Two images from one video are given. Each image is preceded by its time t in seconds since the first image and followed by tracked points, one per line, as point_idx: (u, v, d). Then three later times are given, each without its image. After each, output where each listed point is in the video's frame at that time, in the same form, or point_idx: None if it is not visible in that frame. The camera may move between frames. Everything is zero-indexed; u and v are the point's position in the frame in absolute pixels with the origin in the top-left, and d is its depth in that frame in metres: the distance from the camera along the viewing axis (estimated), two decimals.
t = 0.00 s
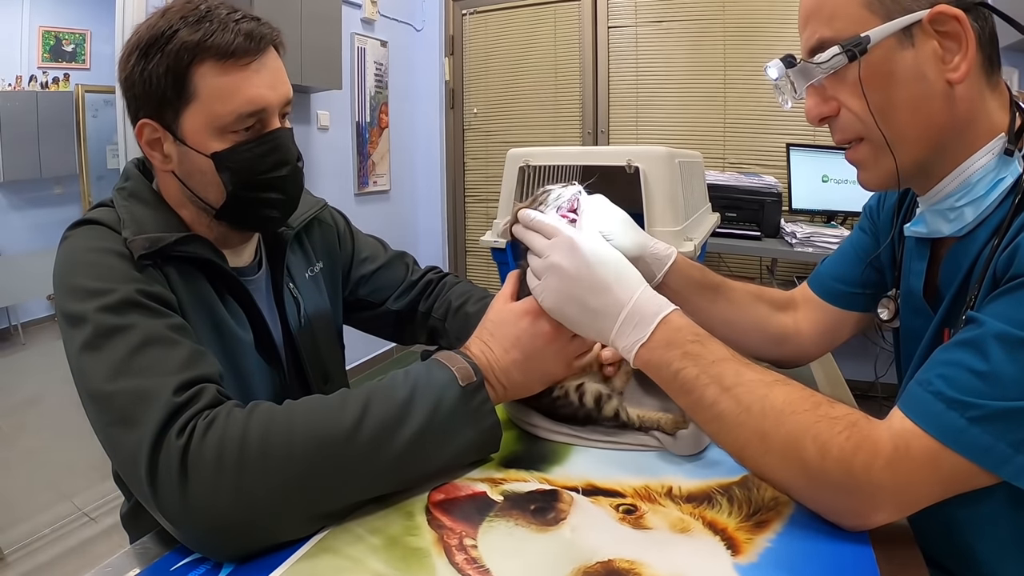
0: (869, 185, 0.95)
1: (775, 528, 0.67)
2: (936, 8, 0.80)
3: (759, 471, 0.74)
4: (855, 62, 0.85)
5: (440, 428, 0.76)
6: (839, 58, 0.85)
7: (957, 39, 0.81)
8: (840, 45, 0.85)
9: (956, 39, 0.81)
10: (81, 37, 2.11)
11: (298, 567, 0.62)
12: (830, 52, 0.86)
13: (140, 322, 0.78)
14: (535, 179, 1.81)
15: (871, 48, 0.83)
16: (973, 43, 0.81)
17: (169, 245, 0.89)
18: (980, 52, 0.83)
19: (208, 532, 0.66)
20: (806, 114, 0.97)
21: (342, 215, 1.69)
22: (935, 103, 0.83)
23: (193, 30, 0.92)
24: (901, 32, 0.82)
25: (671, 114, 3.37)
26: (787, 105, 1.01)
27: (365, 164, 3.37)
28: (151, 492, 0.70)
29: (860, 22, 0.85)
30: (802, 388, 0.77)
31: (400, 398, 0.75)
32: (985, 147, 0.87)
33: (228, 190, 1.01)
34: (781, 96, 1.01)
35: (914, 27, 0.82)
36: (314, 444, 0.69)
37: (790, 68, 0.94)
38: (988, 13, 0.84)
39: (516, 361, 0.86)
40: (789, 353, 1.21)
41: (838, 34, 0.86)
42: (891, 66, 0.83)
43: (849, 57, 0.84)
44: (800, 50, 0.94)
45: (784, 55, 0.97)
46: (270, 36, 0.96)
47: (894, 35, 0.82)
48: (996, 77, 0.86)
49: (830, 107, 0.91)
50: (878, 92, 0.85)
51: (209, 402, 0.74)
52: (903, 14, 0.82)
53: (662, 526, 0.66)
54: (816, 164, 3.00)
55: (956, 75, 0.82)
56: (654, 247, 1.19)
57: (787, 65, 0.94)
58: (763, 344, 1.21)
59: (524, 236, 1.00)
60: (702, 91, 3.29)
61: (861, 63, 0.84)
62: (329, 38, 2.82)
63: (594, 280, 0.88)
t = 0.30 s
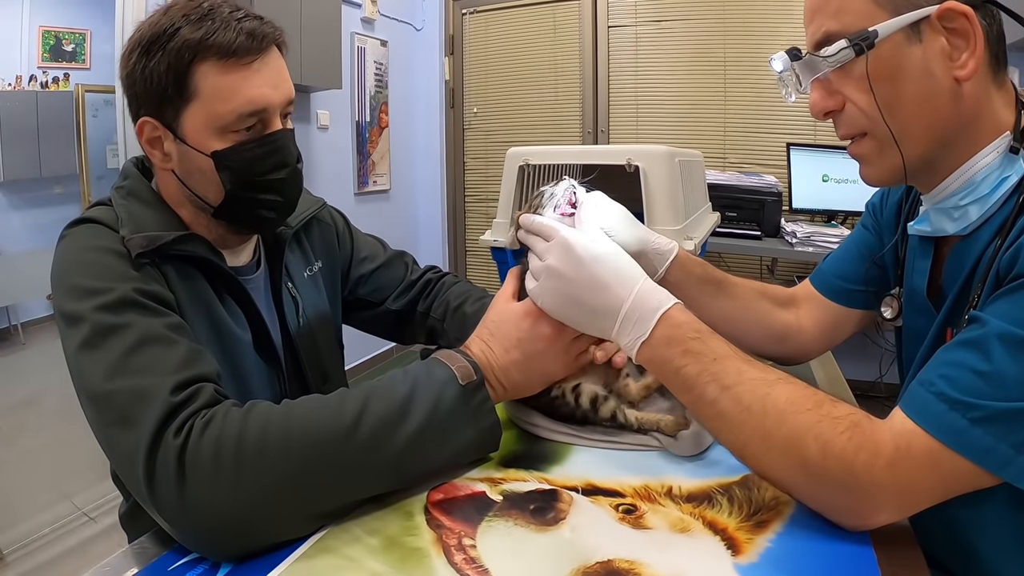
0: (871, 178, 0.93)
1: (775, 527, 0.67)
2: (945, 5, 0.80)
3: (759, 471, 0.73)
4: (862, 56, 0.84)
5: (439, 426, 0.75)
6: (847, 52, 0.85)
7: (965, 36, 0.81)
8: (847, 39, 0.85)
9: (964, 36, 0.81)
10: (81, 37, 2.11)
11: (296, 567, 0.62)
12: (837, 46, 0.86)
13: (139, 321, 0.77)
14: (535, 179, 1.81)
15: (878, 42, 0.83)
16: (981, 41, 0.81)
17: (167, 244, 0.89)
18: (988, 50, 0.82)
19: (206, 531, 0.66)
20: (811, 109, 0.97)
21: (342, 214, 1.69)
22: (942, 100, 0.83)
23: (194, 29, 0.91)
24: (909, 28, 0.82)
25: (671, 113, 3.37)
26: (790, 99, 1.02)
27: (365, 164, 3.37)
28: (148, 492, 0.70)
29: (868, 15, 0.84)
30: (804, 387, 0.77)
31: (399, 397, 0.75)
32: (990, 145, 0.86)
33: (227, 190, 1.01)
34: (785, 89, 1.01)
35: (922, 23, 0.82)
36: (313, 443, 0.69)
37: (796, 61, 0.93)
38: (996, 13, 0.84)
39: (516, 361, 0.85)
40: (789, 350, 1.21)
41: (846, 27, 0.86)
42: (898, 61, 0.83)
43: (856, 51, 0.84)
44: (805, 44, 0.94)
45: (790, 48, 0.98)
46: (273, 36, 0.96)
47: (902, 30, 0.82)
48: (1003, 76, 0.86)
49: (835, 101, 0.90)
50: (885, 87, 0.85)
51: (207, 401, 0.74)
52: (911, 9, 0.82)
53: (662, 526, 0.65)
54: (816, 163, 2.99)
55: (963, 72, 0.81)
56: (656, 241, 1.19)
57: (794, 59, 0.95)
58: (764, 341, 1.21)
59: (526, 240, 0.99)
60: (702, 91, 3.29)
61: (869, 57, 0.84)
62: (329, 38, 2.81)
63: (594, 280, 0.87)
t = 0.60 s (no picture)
0: (869, 176, 0.93)
1: (774, 528, 0.67)
2: (946, 4, 0.80)
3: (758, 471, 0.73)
4: (862, 55, 0.84)
5: (438, 426, 0.75)
6: (846, 49, 0.85)
7: (965, 36, 0.81)
8: (847, 37, 0.85)
9: (964, 36, 0.81)
10: (80, 37, 2.10)
11: (294, 568, 0.62)
12: (836, 44, 0.86)
13: (137, 322, 0.77)
14: (534, 179, 1.81)
15: (878, 40, 0.83)
16: (982, 41, 0.81)
17: (165, 245, 0.89)
18: (988, 51, 0.82)
19: (204, 532, 0.66)
20: (810, 106, 0.97)
21: (341, 214, 1.69)
22: (941, 99, 0.83)
23: (191, 29, 0.91)
24: (909, 27, 0.82)
25: (670, 113, 3.37)
26: (791, 95, 1.02)
27: (364, 164, 3.37)
28: (146, 492, 0.70)
29: (868, 13, 0.84)
30: (804, 388, 0.76)
31: (397, 397, 0.75)
32: (989, 145, 0.86)
33: (223, 191, 1.01)
34: (786, 86, 1.02)
35: (922, 22, 0.81)
36: (311, 443, 0.69)
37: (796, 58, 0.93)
38: (998, 12, 0.84)
39: (515, 362, 0.86)
40: (787, 351, 1.21)
41: (845, 25, 0.86)
42: (898, 60, 0.83)
43: (856, 49, 0.84)
44: (806, 41, 0.94)
45: (789, 45, 0.97)
46: (270, 36, 0.96)
47: (902, 29, 0.82)
48: (1003, 76, 0.86)
49: (834, 99, 0.90)
50: (885, 85, 0.85)
51: (205, 401, 0.74)
52: (911, 8, 0.81)
53: (661, 527, 0.65)
54: (816, 163, 2.99)
55: (963, 72, 0.81)
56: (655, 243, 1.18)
57: (794, 56, 0.94)
58: (763, 342, 1.21)
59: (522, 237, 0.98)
60: (702, 91, 3.29)
61: (869, 55, 0.84)
62: (328, 38, 2.81)
63: (590, 280, 0.86)
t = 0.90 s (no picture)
0: (863, 175, 0.94)
1: (773, 527, 0.67)
2: (935, 3, 0.80)
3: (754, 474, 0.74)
4: (854, 54, 0.85)
5: (436, 426, 0.76)
6: (839, 49, 0.85)
7: (956, 34, 0.81)
8: (839, 37, 0.85)
9: (955, 34, 0.81)
10: (79, 37, 2.10)
11: (294, 567, 0.62)
12: (829, 43, 0.86)
13: (137, 322, 0.77)
14: (534, 180, 1.81)
15: (870, 40, 0.83)
16: (972, 39, 0.81)
17: (165, 246, 0.89)
18: (979, 49, 0.82)
19: (205, 531, 0.66)
20: (803, 107, 0.97)
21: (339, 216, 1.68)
22: (933, 98, 0.83)
23: (194, 31, 0.91)
24: (900, 26, 0.82)
25: (669, 113, 3.37)
26: (784, 98, 1.01)
27: (364, 164, 3.37)
28: (147, 492, 0.70)
29: (859, 14, 0.84)
30: (798, 393, 0.77)
31: (396, 396, 0.75)
32: (983, 143, 0.86)
33: (223, 194, 1.01)
34: (778, 87, 1.01)
35: (913, 21, 0.82)
36: (311, 442, 0.69)
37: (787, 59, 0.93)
38: (987, 10, 0.84)
39: (511, 358, 0.86)
40: (784, 357, 1.19)
41: (837, 26, 0.86)
42: (889, 59, 0.83)
43: (847, 49, 0.84)
44: (799, 42, 0.94)
45: (782, 47, 0.97)
46: (272, 40, 0.96)
47: (893, 28, 0.82)
48: (995, 75, 0.86)
49: (828, 99, 0.91)
50: (876, 85, 0.85)
51: (205, 402, 0.74)
52: (902, 8, 0.82)
53: (660, 526, 0.65)
54: (814, 163, 3.00)
55: (954, 70, 0.81)
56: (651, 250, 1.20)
57: (786, 57, 0.94)
58: (758, 348, 1.19)
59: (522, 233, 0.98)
60: (701, 91, 3.29)
61: (861, 54, 0.84)
62: (327, 38, 2.81)
63: (581, 286, 0.86)
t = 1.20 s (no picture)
0: (864, 173, 0.93)
1: (773, 528, 0.67)
2: (931, 1, 0.80)
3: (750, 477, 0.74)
4: (853, 53, 0.84)
5: (435, 428, 0.76)
6: (837, 49, 0.85)
7: (953, 31, 0.81)
8: (838, 37, 0.85)
9: (951, 32, 0.81)
10: (78, 38, 2.10)
11: (294, 569, 0.62)
12: (827, 44, 0.86)
13: (135, 325, 0.77)
14: (533, 181, 1.81)
15: (868, 39, 0.83)
16: (968, 36, 0.81)
17: (163, 248, 0.89)
18: (975, 46, 0.83)
19: (205, 534, 0.66)
20: (803, 109, 0.96)
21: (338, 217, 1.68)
22: (931, 96, 0.83)
23: (192, 33, 0.91)
24: (897, 25, 0.82)
25: (668, 114, 3.37)
26: (783, 100, 1.01)
27: (363, 164, 3.37)
28: (146, 494, 0.70)
29: (856, 13, 0.84)
30: (791, 398, 0.77)
31: (395, 397, 0.75)
32: (979, 141, 0.86)
33: (220, 195, 1.01)
34: (778, 91, 1.01)
35: (910, 20, 0.82)
36: (309, 443, 0.69)
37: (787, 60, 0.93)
38: (982, 8, 0.85)
39: (507, 357, 0.87)
40: (780, 358, 1.18)
41: (835, 27, 0.86)
42: (888, 58, 0.83)
43: (846, 48, 0.84)
44: (797, 44, 0.94)
45: (781, 50, 0.96)
46: (271, 41, 0.96)
47: (891, 26, 0.82)
48: (991, 74, 0.87)
49: (826, 100, 0.90)
50: (875, 84, 0.85)
51: (204, 404, 0.74)
52: (898, 6, 0.82)
53: (660, 528, 0.65)
54: (813, 163, 3.00)
55: (952, 66, 0.82)
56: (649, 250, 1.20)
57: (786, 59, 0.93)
58: (756, 349, 1.18)
59: (523, 234, 0.97)
60: (701, 90, 3.29)
61: (859, 54, 0.84)
62: (327, 38, 2.81)
63: (576, 293, 0.85)
